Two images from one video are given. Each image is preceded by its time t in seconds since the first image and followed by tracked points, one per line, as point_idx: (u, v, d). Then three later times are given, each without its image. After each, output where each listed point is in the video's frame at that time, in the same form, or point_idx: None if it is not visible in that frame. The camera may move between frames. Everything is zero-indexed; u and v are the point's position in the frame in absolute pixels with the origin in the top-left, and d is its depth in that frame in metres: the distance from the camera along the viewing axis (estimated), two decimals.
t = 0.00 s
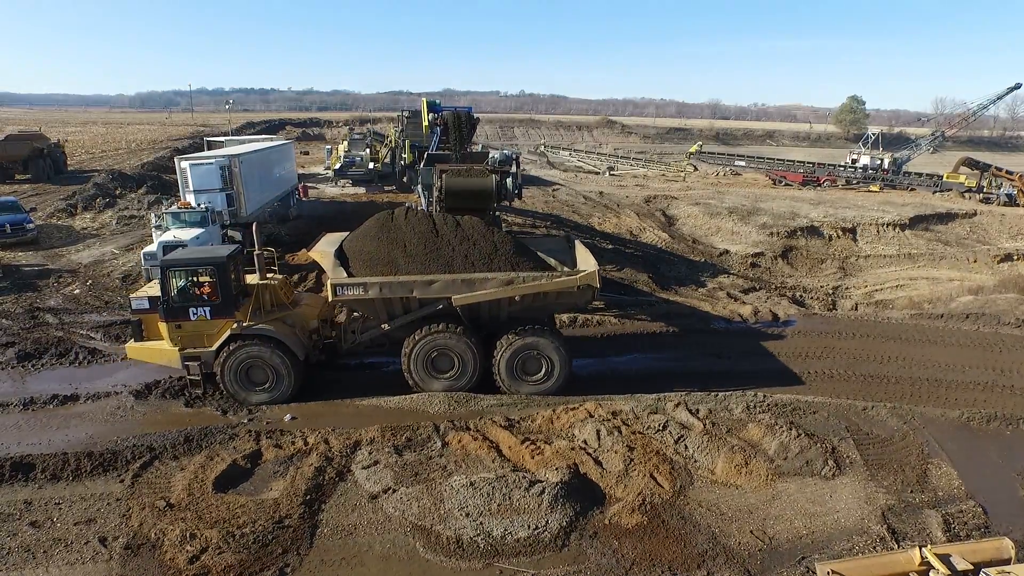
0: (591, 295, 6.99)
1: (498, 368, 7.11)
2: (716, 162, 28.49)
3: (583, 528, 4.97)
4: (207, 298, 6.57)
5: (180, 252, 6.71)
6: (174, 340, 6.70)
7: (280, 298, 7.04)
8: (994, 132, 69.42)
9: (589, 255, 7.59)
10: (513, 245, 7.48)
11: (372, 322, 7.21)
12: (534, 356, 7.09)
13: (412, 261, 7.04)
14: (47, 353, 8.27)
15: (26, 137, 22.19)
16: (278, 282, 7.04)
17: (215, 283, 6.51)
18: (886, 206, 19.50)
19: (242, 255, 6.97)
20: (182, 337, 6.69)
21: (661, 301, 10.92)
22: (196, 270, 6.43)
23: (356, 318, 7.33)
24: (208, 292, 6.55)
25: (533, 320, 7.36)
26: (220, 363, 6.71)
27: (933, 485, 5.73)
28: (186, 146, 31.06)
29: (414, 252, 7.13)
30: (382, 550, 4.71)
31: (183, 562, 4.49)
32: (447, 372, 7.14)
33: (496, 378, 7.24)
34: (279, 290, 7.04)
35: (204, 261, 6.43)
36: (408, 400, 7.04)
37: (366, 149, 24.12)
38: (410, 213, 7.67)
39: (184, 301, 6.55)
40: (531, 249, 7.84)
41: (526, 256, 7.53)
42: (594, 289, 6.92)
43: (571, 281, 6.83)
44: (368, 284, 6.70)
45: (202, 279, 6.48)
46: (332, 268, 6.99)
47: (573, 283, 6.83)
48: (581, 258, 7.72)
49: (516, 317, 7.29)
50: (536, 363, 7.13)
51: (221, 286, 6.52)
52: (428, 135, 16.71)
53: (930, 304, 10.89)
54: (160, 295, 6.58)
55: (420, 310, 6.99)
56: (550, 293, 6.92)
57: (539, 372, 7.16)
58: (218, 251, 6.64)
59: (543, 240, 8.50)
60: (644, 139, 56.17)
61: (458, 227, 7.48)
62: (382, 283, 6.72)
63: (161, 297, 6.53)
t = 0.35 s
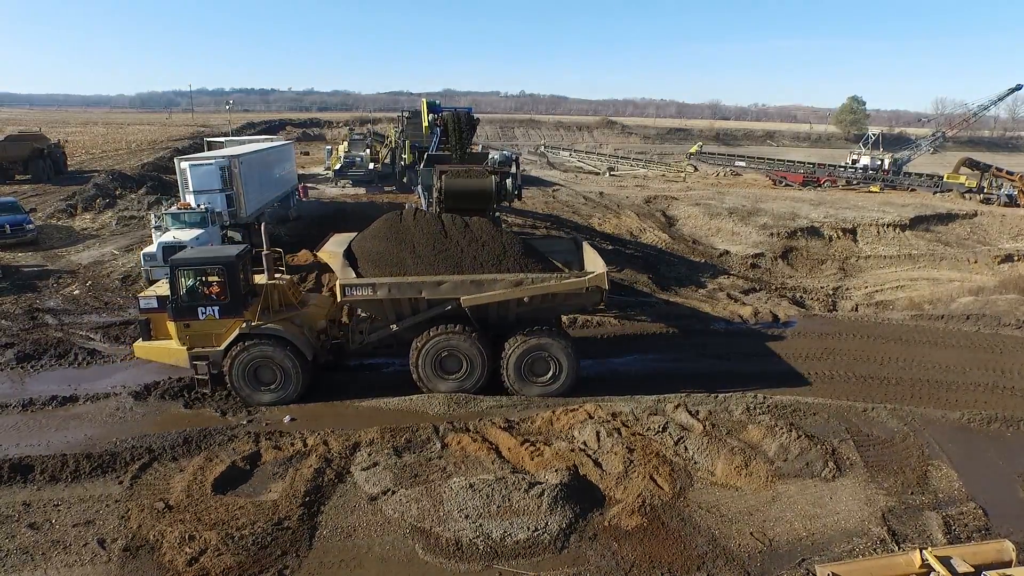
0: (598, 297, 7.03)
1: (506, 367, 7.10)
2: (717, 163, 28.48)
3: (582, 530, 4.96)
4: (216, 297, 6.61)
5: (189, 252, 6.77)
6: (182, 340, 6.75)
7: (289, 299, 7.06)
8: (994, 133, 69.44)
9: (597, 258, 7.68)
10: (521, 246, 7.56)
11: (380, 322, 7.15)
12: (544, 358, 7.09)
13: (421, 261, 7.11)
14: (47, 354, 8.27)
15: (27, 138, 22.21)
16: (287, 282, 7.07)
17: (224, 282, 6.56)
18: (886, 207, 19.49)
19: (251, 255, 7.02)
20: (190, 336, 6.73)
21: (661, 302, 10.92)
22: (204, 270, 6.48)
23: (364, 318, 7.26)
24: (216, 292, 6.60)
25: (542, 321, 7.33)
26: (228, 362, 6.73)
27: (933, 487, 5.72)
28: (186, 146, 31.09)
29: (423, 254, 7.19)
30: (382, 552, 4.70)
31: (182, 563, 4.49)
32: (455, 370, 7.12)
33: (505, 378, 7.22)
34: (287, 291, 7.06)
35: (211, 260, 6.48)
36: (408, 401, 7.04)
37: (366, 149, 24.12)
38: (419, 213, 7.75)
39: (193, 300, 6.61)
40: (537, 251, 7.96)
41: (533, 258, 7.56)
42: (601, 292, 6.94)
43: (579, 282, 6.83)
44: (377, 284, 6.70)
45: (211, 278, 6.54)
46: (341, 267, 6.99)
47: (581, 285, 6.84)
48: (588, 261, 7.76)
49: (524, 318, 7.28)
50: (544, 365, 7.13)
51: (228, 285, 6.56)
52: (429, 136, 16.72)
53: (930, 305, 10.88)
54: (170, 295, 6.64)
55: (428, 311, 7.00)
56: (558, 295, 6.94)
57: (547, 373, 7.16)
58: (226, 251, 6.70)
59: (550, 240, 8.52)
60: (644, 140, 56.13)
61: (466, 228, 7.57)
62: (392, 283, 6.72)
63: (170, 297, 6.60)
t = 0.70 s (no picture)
0: (610, 299, 7.00)
1: (518, 368, 7.08)
2: (717, 163, 28.47)
3: (583, 531, 4.96)
4: (228, 296, 6.66)
5: (202, 251, 6.82)
6: (194, 338, 6.80)
7: (300, 298, 7.04)
8: (994, 133, 69.42)
9: (609, 262, 7.67)
10: (533, 248, 7.56)
11: (391, 323, 7.15)
12: (555, 360, 7.08)
13: (433, 263, 7.12)
14: (48, 354, 8.27)
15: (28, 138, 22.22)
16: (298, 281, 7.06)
17: (236, 281, 6.60)
18: (887, 207, 19.49)
19: (263, 254, 7.07)
20: (202, 335, 6.79)
21: (663, 302, 10.93)
22: (216, 268, 6.53)
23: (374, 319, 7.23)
24: (229, 290, 6.64)
25: (553, 322, 7.30)
26: (241, 362, 6.75)
27: (934, 488, 5.72)
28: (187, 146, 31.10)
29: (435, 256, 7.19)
30: (383, 553, 4.70)
31: (183, 565, 4.49)
32: (465, 370, 7.10)
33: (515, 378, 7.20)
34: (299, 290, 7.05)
35: (225, 258, 6.53)
36: (409, 402, 7.04)
37: (367, 149, 24.13)
38: (431, 215, 7.77)
39: (205, 299, 6.65)
40: (548, 254, 8.03)
41: (545, 260, 7.53)
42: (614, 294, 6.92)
43: (591, 284, 6.83)
44: (390, 285, 6.70)
45: (223, 277, 6.58)
46: (354, 269, 7.05)
47: (593, 286, 6.84)
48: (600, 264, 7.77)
49: (535, 319, 7.24)
50: (554, 367, 7.12)
51: (241, 284, 6.60)
52: (430, 136, 16.73)
53: (931, 306, 10.89)
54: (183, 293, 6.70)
55: (440, 312, 6.99)
56: (570, 296, 6.94)
57: (558, 375, 7.15)
58: (239, 250, 6.74)
59: (561, 243, 8.51)
60: (645, 140, 56.12)
61: (478, 229, 7.56)
62: (404, 284, 6.73)
63: (183, 295, 6.65)
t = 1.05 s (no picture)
0: (627, 302, 6.94)
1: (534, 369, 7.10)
2: (718, 164, 28.47)
3: (588, 532, 4.97)
4: (245, 295, 6.69)
5: (220, 250, 6.87)
6: (211, 337, 6.83)
7: (316, 298, 7.05)
8: (994, 134, 69.44)
9: (626, 264, 7.62)
10: (549, 251, 7.67)
11: (406, 324, 7.16)
12: (570, 361, 7.09)
13: (451, 265, 7.23)
14: (52, 355, 8.29)
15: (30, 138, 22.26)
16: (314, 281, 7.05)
17: (254, 280, 6.64)
18: (888, 208, 19.49)
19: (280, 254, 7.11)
20: (218, 334, 6.82)
21: (665, 303, 10.95)
22: (234, 268, 6.57)
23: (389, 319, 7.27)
24: (246, 290, 6.68)
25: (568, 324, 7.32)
26: (257, 362, 6.78)
27: (938, 490, 5.74)
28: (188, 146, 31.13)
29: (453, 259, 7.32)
30: (388, 554, 4.71)
31: (189, 566, 4.50)
32: (481, 371, 7.10)
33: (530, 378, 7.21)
34: (315, 290, 7.05)
35: (242, 258, 6.57)
36: (413, 403, 7.06)
37: (368, 150, 24.14)
38: (448, 218, 7.94)
39: (223, 298, 6.68)
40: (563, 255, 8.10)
41: (561, 262, 7.62)
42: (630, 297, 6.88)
43: (609, 287, 6.81)
44: (407, 287, 6.74)
45: (240, 276, 6.62)
46: (371, 271, 7.09)
47: (610, 289, 6.82)
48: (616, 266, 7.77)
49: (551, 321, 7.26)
50: (569, 369, 7.13)
51: (258, 284, 6.65)
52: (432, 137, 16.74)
53: (932, 307, 10.91)
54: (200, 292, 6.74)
55: (456, 314, 7.01)
56: (587, 300, 6.92)
57: (573, 377, 7.16)
58: (256, 249, 6.79)
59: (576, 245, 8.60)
60: (645, 141, 56.11)
61: (495, 232, 7.70)
62: (421, 287, 6.75)
63: (200, 294, 6.68)
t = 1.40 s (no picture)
0: (646, 304, 6.98)
1: (552, 370, 7.12)
2: (718, 164, 28.47)
3: (594, 532, 4.99)
4: (266, 293, 6.77)
5: (240, 248, 6.94)
6: (231, 335, 6.91)
7: (335, 296, 7.06)
8: (994, 134, 69.43)
9: (644, 265, 7.60)
10: (568, 254, 7.79)
11: (425, 324, 7.18)
12: (587, 361, 7.12)
13: (471, 266, 7.31)
14: (57, 355, 8.31)
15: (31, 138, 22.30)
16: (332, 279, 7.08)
17: (275, 278, 6.71)
18: (889, 208, 19.50)
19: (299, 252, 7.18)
20: (239, 332, 6.90)
21: (667, 303, 10.97)
22: (255, 266, 6.65)
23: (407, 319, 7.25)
24: (267, 288, 6.76)
25: (586, 325, 7.36)
26: (276, 361, 6.83)
27: (942, 489, 5.75)
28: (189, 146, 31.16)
29: (473, 261, 7.37)
30: (395, 554, 4.73)
31: (197, 565, 4.52)
32: (501, 372, 7.13)
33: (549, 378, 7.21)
34: (333, 288, 7.05)
35: (264, 256, 6.65)
36: (418, 403, 7.08)
37: (369, 150, 24.14)
38: (467, 220, 8.04)
39: (243, 295, 6.76)
40: (581, 258, 8.21)
41: (579, 265, 7.72)
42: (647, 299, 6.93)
43: (628, 289, 6.84)
44: (428, 288, 6.73)
45: (261, 274, 6.70)
46: (392, 271, 7.08)
47: (629, 291, 6.85)
48: (632, 268, 7.81)
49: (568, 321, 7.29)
50: (587, 369, 7.17)
51: (279, 281, 6.72)
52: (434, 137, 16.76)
53: (934, 307, 10.94)
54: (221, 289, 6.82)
55: (476, 314, 7.01)
56: (606, 301, 6.95)
57: (591, 377, 7.19)
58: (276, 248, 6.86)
59: (592, 246, 8.68)
60: (646, 141, 56.08)
61: (514, 234, 7.81)
62: (442, 287, 6.75)
63: (221, 291, 6.76)
